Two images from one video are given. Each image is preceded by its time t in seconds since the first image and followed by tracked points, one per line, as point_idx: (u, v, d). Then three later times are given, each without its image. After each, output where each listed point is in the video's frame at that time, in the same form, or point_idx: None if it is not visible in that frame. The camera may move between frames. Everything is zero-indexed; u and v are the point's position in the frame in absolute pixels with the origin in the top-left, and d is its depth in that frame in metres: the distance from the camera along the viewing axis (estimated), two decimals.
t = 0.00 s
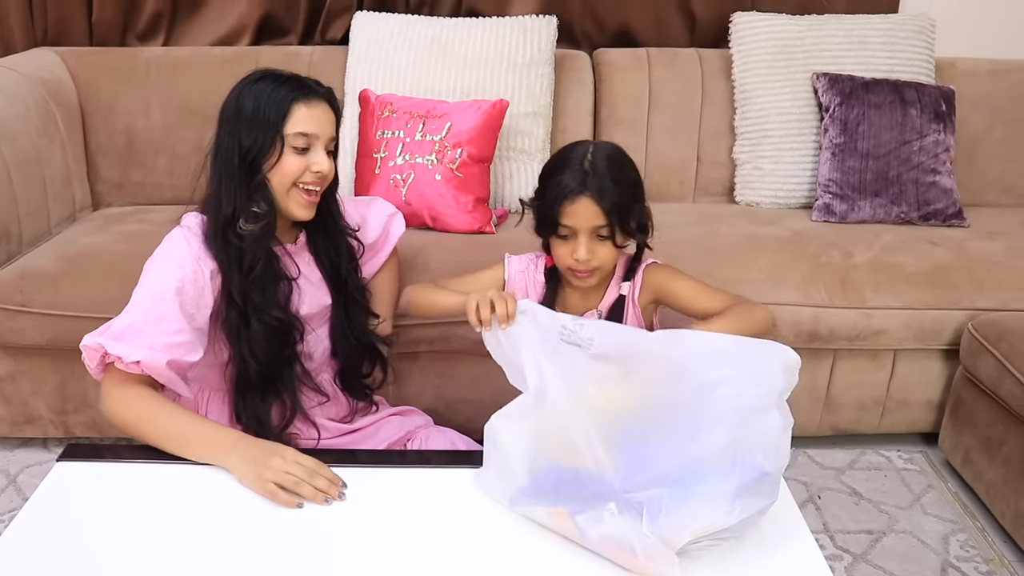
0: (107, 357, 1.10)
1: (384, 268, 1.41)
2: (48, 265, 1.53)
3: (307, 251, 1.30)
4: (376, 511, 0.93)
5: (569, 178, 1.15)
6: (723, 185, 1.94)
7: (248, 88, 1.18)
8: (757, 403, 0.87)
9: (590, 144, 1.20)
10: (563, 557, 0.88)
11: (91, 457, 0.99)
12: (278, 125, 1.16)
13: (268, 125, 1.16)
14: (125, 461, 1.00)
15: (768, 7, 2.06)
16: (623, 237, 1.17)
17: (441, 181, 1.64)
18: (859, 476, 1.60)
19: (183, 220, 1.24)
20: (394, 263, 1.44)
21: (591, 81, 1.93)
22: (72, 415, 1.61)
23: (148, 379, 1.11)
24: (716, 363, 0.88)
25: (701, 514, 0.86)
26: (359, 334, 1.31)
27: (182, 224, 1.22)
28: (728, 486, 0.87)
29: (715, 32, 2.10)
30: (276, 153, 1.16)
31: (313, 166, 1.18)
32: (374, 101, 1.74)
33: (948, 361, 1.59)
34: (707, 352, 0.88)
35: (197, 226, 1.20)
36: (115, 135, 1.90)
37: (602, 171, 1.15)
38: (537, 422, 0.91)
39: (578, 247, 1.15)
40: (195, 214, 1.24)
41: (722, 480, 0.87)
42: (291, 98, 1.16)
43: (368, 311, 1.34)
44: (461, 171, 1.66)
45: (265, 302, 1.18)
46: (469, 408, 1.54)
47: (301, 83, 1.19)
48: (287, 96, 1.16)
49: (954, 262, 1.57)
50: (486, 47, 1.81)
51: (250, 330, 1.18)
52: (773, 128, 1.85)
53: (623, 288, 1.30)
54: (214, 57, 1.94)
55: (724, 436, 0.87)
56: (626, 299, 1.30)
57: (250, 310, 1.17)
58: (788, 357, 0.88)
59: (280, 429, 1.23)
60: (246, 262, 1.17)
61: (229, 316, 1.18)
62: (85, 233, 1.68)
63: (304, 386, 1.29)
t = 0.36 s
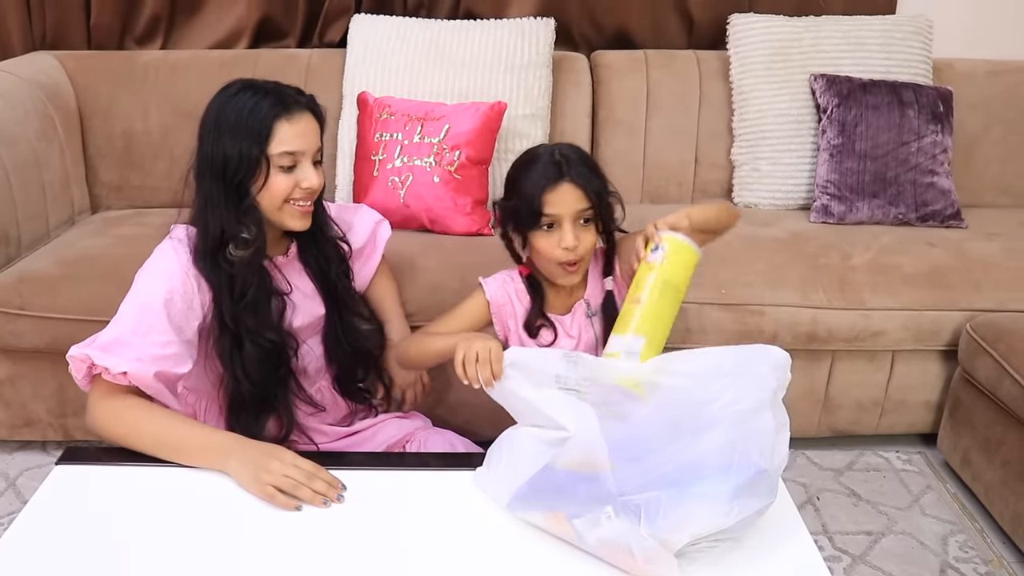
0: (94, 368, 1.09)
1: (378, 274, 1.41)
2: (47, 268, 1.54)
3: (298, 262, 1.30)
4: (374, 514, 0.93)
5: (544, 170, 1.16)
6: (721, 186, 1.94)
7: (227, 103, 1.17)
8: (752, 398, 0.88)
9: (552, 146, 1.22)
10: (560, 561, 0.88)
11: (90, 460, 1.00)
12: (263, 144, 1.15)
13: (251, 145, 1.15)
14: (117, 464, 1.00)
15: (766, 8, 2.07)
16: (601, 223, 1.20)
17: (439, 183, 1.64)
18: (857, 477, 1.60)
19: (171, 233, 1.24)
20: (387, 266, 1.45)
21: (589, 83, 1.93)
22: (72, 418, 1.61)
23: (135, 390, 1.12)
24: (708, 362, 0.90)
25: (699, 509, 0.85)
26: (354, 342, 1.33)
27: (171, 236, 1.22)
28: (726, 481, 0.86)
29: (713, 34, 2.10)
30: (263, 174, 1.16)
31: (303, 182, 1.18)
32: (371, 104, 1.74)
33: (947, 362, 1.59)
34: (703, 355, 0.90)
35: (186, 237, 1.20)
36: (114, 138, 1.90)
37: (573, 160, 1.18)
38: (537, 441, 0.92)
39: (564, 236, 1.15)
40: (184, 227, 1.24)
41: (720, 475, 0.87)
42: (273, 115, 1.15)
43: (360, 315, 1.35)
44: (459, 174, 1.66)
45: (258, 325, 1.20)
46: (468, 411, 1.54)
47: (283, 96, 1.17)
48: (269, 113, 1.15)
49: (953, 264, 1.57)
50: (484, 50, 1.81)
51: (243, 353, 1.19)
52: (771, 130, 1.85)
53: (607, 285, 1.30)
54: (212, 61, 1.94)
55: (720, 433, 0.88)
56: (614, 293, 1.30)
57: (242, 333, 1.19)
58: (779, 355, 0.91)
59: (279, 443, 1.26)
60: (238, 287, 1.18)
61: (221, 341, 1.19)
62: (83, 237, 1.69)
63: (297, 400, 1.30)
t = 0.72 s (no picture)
0: (104, 361, 1.10)
1: (381, 277, 1.41)
2: (47, 268, 1.54)
3: (303, 259, 1.30)
4: (374, 514, 0.93)
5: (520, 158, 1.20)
6: (721, 188, 1.94)
7: (223, 108, 1.17)
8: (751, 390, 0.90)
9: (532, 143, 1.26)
10: (560, 560, 0.88)
11: (89, 459, 1.00)
12: (256, 149, 1.14)
13: (244, 150, 1.14)
14: (120, 463, 1.00)
15: (765, 10, 2.07)
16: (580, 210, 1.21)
17: (439, 184, 1.65)
18: (857, 478, 1.60)
19: (181, 226, 1.24)
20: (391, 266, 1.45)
21: (589, 84, 1.93)
22: (72, 418, 1.62)
23: (144, 383, 1.12)
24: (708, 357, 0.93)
25: (697, 507, 0.86)
26: (354, 338, 1.34)
27: (179, 229, 1.23)
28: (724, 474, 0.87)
29: (712, 36, 2.11)
30: (258, 179, 1.15)
31: (300, 185, 1.16)
32: (371, 105, 1.74)
33: (946, 363, 1.60)
34: (703, 350, 0.93)
35: (193, 231, 1.21)
36: (114, 139, 1.91)
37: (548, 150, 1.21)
38: (534, 438, 0.93)
39: (541, 219, 1.16)
40: (190, 222, 1.24)
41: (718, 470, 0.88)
42: (265, 119, 1.15)
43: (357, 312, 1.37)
44: (459, 175, 1.66)
45: (262, 328, 1.20)
46: (467, 412, 1.54)
47: (277, 99, 1.17)
48: (262, 117, 1.15)
49: (952, 266, 1.57)
50: (484, 51, 1.82)
51: (248, 356, 1.21)
52: (770, 131, 1.85)
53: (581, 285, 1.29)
54: (213, 62, 1.94)
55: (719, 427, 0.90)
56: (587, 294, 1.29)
57: (247, 335, 1.20)
58: (785, 345, 0.92)
59: (279, 440, 1.26)
60: (241, 288, 1.18)
61: (227, 340, 1.21)
62: (84, 237, 1.69)
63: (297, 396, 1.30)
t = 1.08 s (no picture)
0: (108, 357, 1.10)
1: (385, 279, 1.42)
2: (51, 267, 1.54)
3: (303, 251, 1.29)
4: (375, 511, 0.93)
5: (480, 180, 1.10)
6: (723, 187, 1.94)
7: (225, 102, 1.18)
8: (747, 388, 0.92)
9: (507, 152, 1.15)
10: (561, 556, 0.88)
11: (93, 456, 1.00)
12: (245, 145, 1.16)
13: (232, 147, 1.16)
14: (125, 460, 1.00)
15: (768, 9, 2.07)
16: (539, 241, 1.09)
17: (442, 183, 1.65)
18: (858, 477, 1.60)
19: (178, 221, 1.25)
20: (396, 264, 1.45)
21: (592, 83, 1.93)
22: (75, 416, 1.62)
23: (149, 377, 1.12)
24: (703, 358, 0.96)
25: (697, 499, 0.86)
26: (354, 338, 1.33)
27: (177, 225, 1.23)
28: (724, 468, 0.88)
29: (714, 35, 2.11)
30: (242, 175, 1.17)
31: (280, 187, 1.16)
32: (374, 103, 1.74)
33: (948, 363, 1.59)
34: (697, 352, 0.97)
35: (193, 227, 1.21)
36: (117, 138, 1.91)
37: (512, 172, 1.09)
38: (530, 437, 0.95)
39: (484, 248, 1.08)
40: (190, 216, 1.25)
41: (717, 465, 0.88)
42: (258, 117, 1.15)
43: (362, 312, 1.35)
44: (462, 173, 1.66)
45: (258, 316, 1.20)
46: (469, 410, 1.54)
47: (277, 99, 1.18)
48: (254, 116, 1.15)
49: (954, 265, 1.57)
50: (486, 50, 1.82)
51: (242, 343, 1.20)
52: (772, 130, 1.85)
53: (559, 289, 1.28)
54: (216, 61, 1.95)
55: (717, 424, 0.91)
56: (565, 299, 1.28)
57: (242, 323, 1.19)
58: (785, 349, 0.95)
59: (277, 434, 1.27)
60: (235, 277, 1.18)
61: (222, 329, 1.19)
62: (87, 236, 1.69)
63: (297, 389, 1.32)
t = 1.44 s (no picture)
0: (126, 344, 1.10)
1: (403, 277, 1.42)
2: (69, 254, 1.55)
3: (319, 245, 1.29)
4: (393, 496, 0.93)
5: (482, 182, 1.09)
6: (739, 175, 1.94)
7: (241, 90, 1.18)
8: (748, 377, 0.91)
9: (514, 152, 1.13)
10: (578, 542, 0.88)
11: (113, 441, 1.01)
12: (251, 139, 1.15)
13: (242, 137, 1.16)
14: (144, 446, 1.00)
15: None
16: (536, 248, 1.09)
17: (458, 171, 1.65)
18: (875, 467, 1.60)
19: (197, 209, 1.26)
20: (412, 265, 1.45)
21: (608, 71, 1.93)
22: (93, 402, 1.63)
23: (166, 364, 1.13)
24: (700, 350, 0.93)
25: (710, 490, 0.86)
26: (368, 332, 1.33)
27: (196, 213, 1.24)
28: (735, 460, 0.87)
29: (731, 23, 2.10)
30: (250, 167, 1.17)
31: (280, 184, 1.15)
32: (390, 91, 1.74)
33: (966, 352, 1.59)
34: (691, 345, 0.93)
35: (211, 214, 1.22)
36: (134, 126, 1.92)
37: (513, 179, 1.08)
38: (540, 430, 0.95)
39: (483, 255, 1.09)
40: (209, 203, 1.25)
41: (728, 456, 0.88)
42: (263, 113, 1.13)
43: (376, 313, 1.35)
44: (478, 161, 1.66)
45: (273, 302, 1.20)
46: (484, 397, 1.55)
47: (287, 94, 1.15)
48: (259, 109, 1.14)
49: (973, 254, 1.56)
50: (502, 38, 1.81)
51: (256, 328, 1.20)
52: (789, 119, 1.84)
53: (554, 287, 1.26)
54: (231, 49, 1.95)
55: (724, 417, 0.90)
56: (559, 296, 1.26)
57: (257, 308, 1.19)
58: (776, 341, 0.93)
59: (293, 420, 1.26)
60: (251, 264, 1.19)
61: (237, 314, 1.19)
62: (105, 223, 1.70)
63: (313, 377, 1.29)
